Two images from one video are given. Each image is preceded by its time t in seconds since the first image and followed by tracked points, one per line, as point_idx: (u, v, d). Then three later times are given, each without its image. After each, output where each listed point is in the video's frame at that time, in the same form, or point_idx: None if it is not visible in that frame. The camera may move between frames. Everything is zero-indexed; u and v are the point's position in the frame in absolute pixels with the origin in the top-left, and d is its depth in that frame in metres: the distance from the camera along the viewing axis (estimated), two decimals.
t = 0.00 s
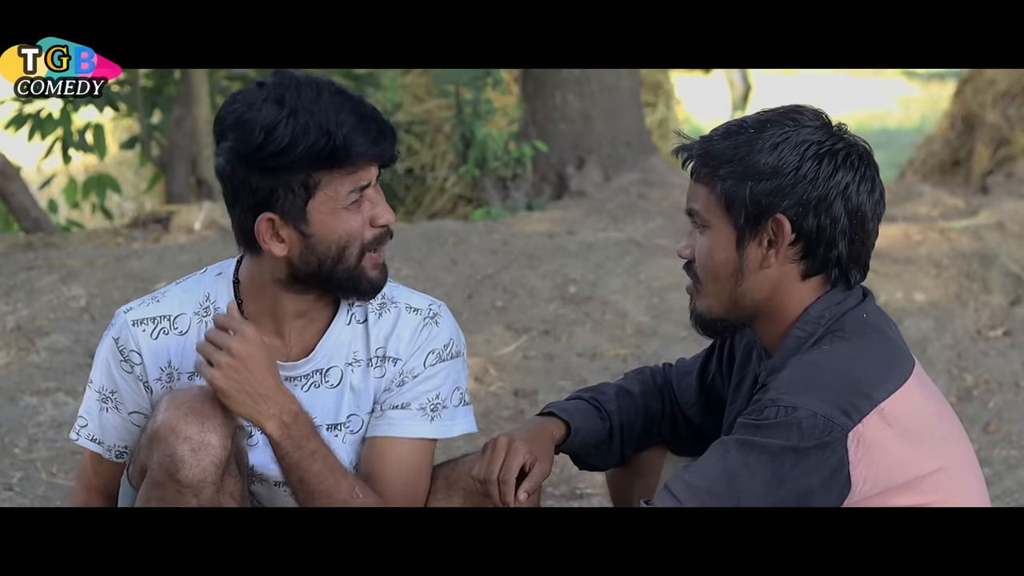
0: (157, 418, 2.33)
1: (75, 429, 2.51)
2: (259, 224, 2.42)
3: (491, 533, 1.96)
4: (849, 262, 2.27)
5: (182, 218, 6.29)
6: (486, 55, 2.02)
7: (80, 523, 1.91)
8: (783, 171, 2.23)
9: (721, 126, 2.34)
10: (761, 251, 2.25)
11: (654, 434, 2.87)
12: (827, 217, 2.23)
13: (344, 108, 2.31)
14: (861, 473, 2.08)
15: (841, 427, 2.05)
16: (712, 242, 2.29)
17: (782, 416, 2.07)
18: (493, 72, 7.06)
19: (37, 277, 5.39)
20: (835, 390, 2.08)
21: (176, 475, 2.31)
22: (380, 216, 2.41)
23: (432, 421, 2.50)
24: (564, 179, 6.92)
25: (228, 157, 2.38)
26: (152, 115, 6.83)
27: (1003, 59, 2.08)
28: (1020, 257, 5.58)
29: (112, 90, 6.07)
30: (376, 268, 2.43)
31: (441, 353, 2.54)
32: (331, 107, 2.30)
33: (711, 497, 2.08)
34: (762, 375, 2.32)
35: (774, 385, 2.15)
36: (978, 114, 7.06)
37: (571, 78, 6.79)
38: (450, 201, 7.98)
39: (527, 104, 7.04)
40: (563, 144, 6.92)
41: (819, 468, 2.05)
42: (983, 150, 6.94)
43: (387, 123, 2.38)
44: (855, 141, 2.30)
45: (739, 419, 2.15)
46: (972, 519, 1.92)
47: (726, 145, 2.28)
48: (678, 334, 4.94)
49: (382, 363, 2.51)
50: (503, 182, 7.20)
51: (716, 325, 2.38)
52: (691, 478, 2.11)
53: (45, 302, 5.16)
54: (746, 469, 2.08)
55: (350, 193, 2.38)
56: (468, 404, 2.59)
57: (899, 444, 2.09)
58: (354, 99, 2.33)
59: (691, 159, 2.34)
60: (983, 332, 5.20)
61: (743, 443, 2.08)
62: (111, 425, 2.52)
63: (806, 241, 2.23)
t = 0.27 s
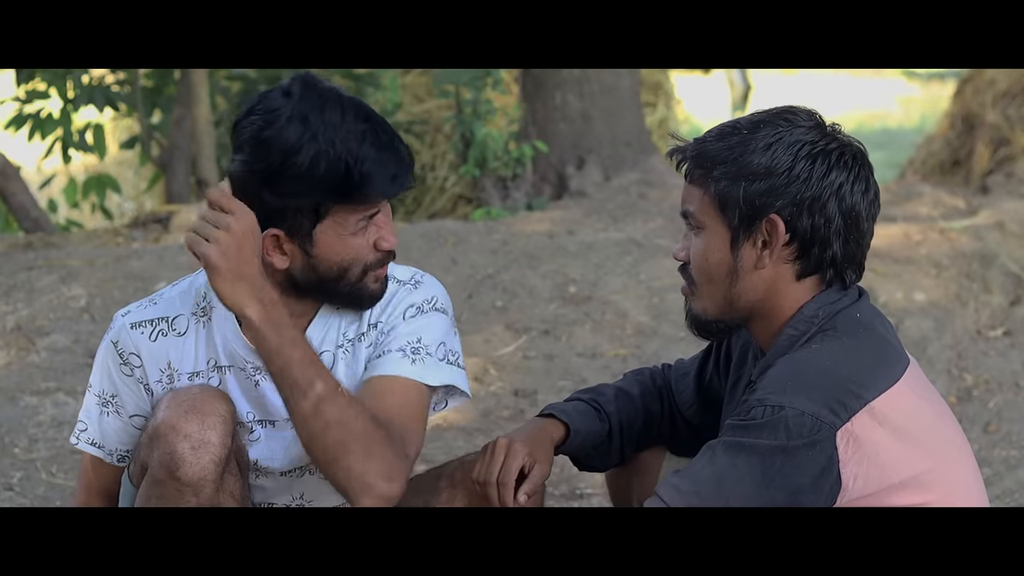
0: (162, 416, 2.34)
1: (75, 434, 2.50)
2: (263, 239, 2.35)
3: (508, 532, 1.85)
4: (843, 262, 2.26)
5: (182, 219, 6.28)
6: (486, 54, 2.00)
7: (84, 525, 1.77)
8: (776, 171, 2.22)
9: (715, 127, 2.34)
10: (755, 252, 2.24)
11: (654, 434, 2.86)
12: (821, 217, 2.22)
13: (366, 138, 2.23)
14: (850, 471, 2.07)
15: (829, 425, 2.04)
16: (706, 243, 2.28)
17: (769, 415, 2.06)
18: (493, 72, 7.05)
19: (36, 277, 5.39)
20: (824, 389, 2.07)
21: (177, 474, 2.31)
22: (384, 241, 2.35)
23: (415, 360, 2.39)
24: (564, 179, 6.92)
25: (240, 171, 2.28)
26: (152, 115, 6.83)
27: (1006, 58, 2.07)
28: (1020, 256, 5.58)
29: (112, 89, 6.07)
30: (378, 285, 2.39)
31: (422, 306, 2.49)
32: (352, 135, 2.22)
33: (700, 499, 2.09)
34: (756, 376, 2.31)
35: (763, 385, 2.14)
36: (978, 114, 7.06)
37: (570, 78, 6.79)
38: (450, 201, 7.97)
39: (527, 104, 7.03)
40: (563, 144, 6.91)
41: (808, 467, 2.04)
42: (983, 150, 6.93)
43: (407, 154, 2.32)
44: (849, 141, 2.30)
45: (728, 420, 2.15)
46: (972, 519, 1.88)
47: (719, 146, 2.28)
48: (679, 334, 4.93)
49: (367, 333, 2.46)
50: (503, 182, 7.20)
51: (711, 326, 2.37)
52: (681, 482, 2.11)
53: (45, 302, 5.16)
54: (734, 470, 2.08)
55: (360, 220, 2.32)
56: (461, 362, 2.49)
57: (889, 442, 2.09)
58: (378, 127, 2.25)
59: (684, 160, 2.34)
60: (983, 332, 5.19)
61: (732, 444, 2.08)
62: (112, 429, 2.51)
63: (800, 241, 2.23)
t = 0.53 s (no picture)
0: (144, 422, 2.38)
1: (64, 417, 2.50)
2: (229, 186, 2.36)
3: (498, 534, 1.95)
4: (844, 261, 2.26)
5: (182, 218, 6.28)
6: (486, 55, 2.01)
7: (81, 523, 1.90)
8: (777, 169, 2.23)
9: (714, 128, 2.35)
10: (756, 251, 2.24)
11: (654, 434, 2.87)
12: (822, 217, 2.23)
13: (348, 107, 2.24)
14: (851, 471, 2.07)
15: (830, 426, 2.03)
16: (706, 241, 2.29)
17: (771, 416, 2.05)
18: (493, 72, 7.05)
19: (37, 277, 5.39)
20: (825, 389, 2.06)
21: (161, 480, 2.36)
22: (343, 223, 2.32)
23: (441, 429, 2.51)
24: (564, 179, 6.91)
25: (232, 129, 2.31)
26: (152, 115, 6.82)
27: (1003, 59, 2.07)
28: (1020, 257, 5.58)
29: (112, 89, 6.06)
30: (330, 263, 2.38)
31: (442, 358, 2.52)
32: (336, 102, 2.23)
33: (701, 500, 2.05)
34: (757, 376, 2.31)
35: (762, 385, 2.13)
36: (978, 114, 7.07)
37: (571, 78, 6.79)
38: (450, 201, 7.96)
39: (527, 104, 7.03)
40: (563, 144, 6.91)
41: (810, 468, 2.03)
42: (983, 150, 6.94)
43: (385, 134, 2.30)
44: (848, 141, 2.31)
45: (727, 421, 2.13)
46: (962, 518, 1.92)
47: (719, 145, 2.28)
48: (678, 334, 4.94)
49: (379, 367, 2.48)
50: (503, 181, 7.19)
51: (712, 325, 2.37)
52: (680, 483, 2.08)
53: (45, 302, 5.16)
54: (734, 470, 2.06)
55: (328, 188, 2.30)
56: (477, 410, 2.58)
57: (891, 443, 2.09)
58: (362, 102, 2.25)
59: (685, 160, 2.35)
60: (983, 332, 5.19)
61: (732, 444, 2.05)
62: (104, 415, 2.52)
63: (800, 241, 2.23)
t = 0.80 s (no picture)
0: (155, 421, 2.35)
1: (65, 420, 2.51)
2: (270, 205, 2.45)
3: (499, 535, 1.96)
4: (850, 261, 2.27)
5: (182, 218, 6.29)
6: (487, 56, 2.02)
7: (83, 523, 1.91)
8: (788, 169, 2.24)
9: (723, 126, 2.35)
10: (764, 250, 2.25)
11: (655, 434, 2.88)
12: (831, 216, 2.24)
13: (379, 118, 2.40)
14: (855, 471, 2.08)
15: (834, 425, 2.05)
16: (714, 239, 2.29)
17: (775, 414, 2.08)
18: (493, 72, 7.06)
19: (37, 277, 5.39)
20: (829, 388, 2.08)
21: (172, 478, 2.32)
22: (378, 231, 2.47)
23: (443, 437, 2.52)
24: (564, 179, 6.92)
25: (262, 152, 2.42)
26: (153, 115, 6.83)
27: (1003, 60, 2.08)
28: (1020, 257, 5.59)
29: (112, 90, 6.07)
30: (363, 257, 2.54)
31: (439, 366, 2.53)
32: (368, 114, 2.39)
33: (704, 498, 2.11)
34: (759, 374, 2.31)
35: (768, 384, 2.15)
36: (978, 114, 7.07)
37: (571, 79, 6.80)
38: (450, 201, 7.97)
39: (527, 104, 7.04)
40: (563, 144, 6.92)
41: (813, 466, 2.05)
42: (983, 150, 6.94)
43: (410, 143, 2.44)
44: (857, 142, 2.32)
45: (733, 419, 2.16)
46: (967, 519, 1.91)
47: (729, 143, 2.28)
48: (678, 334, 4.95)
49: (376, 375, 2.50)
50: (503, 182, 7.20)
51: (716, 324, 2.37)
52: (685, 479, 2.13)
53: (45, 302, 5.16)
54: (739, 468, 2.10)
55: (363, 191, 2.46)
56: (480, 417, 2.59)
57: (894, 443, 2.09)
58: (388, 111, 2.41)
59: (694, 157, 2.34)
60: (983, 332, 5.20)
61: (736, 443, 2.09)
62: (102, 418, 2.52)
63: (809, 240, 2.24)
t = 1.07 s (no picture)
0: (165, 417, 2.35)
1: (73, 426, 2.52)
2: (284, 226, 2.39)
3: (501, 532, 1.95)
4: (854, 262, 2.26)
5: (182, 218, 6.28)
6: (487, 55, 2.01)
7: (85, 523, 1.91)
8: (793, 168, 2.22)
9: (730, 123, 2.34)
10: (767, 248, 2.24)
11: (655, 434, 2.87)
12: (835, 217, 2.23)
13: (386, 124, 2.30)
14: (856, 471, 2.07)
15: (836, 424, 2.04)
16: (718, 236, 2.28)
17: (777, 413, 2.07)
18: (493, 72, 7.05)
19: (36, 277, 5.38)
20: (831, 388, 2.07)
21: (181, 473, 2.31)
22: (402, 234, 2.42)
23: (445, 432, 2.51)
24: (564, 179, 6.91)
25: (257, 154, 2.35)
26: (152, 115, 6.82)
27: (1004, 59, 2.07)
28: (1020, 257, 5.58)
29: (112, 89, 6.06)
30: (388, 289, 2.46)
31: (443, 361, 2.53)
32: (374, 121, 2.29)
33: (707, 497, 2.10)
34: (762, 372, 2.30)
35: (770, 384, 2.15)
36: (978, 114, 7.06)
37: (571, 78, 6.79)
38: (450, 201, 7.96)
39: (527, 104, 7.03)
40: (563, 144, 6.91)
41: (815, 466, 2.04)
42: (983, 150, 6.94)
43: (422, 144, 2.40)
44: (863, 142, 2.31)
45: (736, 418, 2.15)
46: (968, 518, 1.91)
47: (735, 141, 2.27)
48: (678, 334, 4.94)
49: (384, 370, 2.51)
50: (503, 182, 7.19)
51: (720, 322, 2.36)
52: (687, 478, 2.12)
53: (45, 302, 5.15)
54: (741, 467, 2.09)
55: (379, 208, 2.38)
56: (483, 412, 2.58)
57: (895, 443, 2.08)
58: (396, 114, 2.33)
59: (700, 154, 2.34)
60: (983, 332, 5.19)
61: (738, 442, 2.09)
62: (110, 423, 2.53)
63: (812, 240, 2.23)
